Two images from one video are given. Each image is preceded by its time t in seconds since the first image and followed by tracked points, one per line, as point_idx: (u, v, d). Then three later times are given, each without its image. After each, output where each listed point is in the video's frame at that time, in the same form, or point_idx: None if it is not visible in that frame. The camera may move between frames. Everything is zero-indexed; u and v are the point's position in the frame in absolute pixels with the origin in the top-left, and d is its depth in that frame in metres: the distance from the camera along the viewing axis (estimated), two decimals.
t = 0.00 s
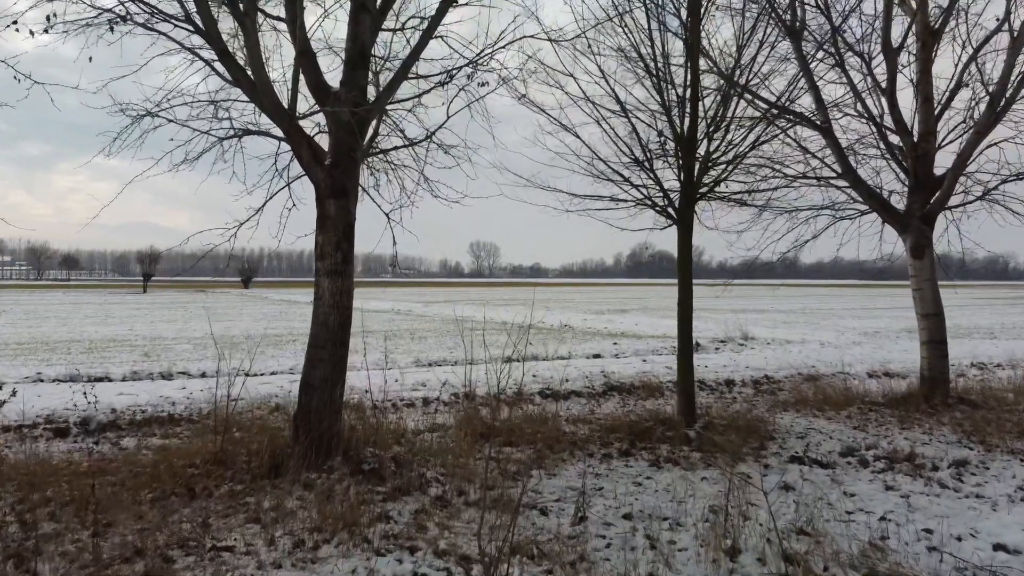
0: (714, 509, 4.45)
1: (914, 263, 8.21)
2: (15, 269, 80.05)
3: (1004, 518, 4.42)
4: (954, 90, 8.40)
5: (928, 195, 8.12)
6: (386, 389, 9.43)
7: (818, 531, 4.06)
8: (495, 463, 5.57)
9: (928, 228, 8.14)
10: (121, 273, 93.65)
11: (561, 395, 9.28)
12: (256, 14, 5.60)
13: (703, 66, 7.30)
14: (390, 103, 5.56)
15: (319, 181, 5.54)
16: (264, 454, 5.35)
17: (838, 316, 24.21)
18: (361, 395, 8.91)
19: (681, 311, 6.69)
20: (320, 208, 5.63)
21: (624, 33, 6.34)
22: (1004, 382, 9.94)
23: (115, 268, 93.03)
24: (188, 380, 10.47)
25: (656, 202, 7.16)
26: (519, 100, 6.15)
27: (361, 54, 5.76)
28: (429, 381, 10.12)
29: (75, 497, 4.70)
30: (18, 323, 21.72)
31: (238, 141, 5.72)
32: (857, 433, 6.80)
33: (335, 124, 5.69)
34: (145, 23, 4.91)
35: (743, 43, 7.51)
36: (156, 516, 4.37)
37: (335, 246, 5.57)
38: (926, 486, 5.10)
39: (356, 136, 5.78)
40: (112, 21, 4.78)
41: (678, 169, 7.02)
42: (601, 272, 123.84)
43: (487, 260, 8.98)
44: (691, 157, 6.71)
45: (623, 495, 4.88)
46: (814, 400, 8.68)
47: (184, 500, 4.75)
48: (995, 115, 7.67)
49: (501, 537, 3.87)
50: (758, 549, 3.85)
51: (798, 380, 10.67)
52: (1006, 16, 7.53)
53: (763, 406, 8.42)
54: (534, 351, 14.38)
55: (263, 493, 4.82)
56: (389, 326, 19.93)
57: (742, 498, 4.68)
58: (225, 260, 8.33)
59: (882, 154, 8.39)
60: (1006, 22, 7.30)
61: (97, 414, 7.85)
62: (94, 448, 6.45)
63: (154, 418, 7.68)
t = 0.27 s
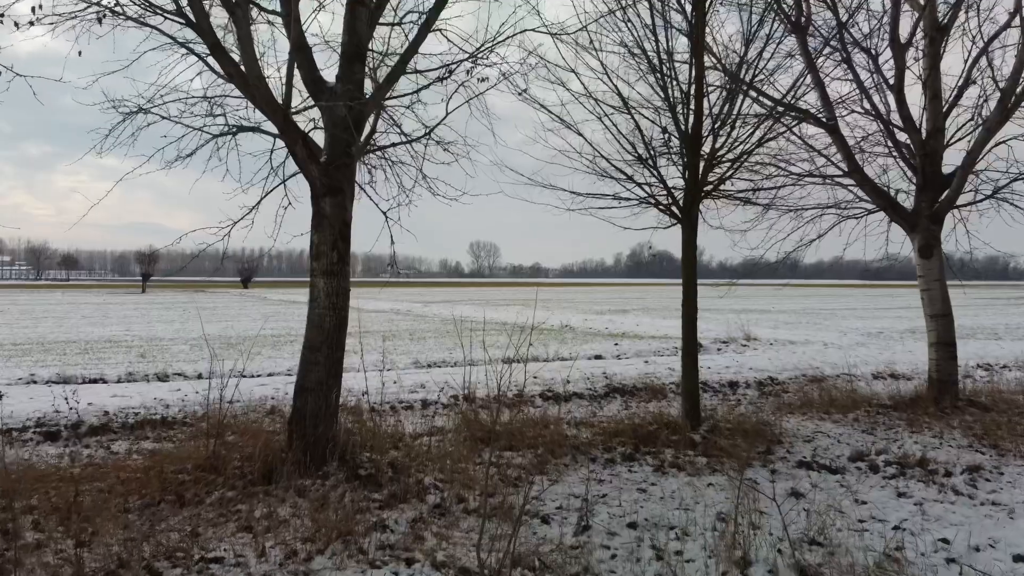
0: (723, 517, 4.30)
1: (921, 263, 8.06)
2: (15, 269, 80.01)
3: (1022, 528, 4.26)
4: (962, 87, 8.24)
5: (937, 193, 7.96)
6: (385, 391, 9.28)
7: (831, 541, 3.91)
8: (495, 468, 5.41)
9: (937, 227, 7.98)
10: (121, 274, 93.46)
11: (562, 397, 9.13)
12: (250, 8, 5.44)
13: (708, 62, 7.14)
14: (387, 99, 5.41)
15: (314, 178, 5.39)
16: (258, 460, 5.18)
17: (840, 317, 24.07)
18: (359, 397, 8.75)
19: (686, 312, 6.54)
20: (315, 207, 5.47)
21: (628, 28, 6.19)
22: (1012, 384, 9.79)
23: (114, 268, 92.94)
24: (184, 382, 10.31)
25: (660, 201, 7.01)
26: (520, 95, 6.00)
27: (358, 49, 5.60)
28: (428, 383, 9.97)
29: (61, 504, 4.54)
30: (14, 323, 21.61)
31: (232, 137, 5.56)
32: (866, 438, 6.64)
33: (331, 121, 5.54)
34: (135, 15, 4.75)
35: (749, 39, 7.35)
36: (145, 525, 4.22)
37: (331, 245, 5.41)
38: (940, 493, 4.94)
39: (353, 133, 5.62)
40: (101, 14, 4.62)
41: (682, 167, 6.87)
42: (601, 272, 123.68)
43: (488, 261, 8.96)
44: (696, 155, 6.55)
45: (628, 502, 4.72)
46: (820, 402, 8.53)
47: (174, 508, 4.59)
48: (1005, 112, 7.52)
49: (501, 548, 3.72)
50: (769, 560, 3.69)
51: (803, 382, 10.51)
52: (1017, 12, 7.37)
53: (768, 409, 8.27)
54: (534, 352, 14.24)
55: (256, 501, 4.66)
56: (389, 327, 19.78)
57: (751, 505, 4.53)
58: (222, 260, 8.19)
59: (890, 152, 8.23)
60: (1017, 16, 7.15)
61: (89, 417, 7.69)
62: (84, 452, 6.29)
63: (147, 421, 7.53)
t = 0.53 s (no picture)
0: (731, 526, 4.14)
1: (929, 263, 7.91)
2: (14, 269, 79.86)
3: None
4: (972, 83, 8.08)
5: (945, 191, 7.80)
6: (383, 394, 9.12)
7: (845, 552, 3.75)
8: (494, 474, 5.26)
9: (946, 226, 7.83)
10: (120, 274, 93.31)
11: (563, 399, 8.97)
12: (243, 1, 5.28)
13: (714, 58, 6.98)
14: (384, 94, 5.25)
15: (309, 176, 5.23)
16: (251, 466, 5.03)
17: (842, 317, 23.92)
18: (356, 399, 8.60)
19: (690, 313, 6.39)
20: (310, 205, 5.32)
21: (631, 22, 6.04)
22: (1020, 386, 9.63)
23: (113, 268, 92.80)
24: (179, 384, 10.16)
25: (664, 199, 6.86)
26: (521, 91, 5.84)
27: (354, 43, 5.45)
28: (427, 384, 9.81)
29: (47, 512, 4.39)
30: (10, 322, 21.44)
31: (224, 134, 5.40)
32: (874, 442, 6.49)
33: (326, 117, 5.38)
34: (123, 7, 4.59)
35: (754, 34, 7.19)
36: (131, 535, 4.06)
37: (326, 245, 5.26)
38: (954, 499, 4.79)
39: (349, 129, 5.47)
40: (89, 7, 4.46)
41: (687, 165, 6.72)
42: (601, 272, 123.52)
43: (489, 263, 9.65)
44: (701, 152, 6.40)
45: (632, 510, 4.57)
46: (826, 405, 8.37)
47: (163, 517, 4.44)
48: (1016, 109, 7.36)
49: (502, 560, 3.56)
50: (781, 573, 3.54)
51: (807, 384, 10.36)
52: None
53: (773, 412, 8.12)
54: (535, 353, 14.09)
55: (248, 509, 4.51)
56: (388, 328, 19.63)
57: (760, 514, 4.37)
58: (218, 260, 8.04)
59: (897, 150, 8.08)
60: None
61: (80, 420, 7.54)
62: (74, 457, 6.13)
63: (140, 425, 7.37)
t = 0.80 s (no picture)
0: (740, 537, 3.99)
1: (939, 263, 7.74)
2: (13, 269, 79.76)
3: None
4: (981, 80, 7.92)
5: (954, 190, 7.65)
6: (381, 396, 8.96)
7: (859, 565, 3.60)
8: (495, 480, 5.11)
9: (955, 225, 7.67)
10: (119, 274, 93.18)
11: (564, 402, 8.82)
12: None
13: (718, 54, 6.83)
14: (380, 88, 5.10)
15: (304, 172, 5.09)
16: (244, 472, 4.87)
17: (845, 317, 23.76)
18: (354, 402, 8.45)
19: (695, 314, 6.23)
20: (305, 203, 5.16)
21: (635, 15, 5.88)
22: None
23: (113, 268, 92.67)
24: (174, 386, 10.01)
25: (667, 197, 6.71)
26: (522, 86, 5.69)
27: (350, 36, 5.29)
28: (426, 386, 9.66)
29: (31, 521, 4.23)
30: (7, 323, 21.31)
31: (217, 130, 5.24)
32: (883, 446, 6.33)
33: (322, 112, 5.24)
34: None
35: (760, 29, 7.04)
36: (117, 546, 3.91)
37: (321, 243, 5.10)
38: (969, 507, 4.63)
39: (345, 125, 5.32)
40: None
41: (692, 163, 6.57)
42: (602, 272, 123.36)
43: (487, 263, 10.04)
44: (707, 149, 6.24)
45: (636, 518, 4.42)
46: (832, 407, 8.20)
47: (152, 526, 4.29)
48: None
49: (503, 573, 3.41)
50: None
51: (812, 386, 10.19)
52: None
53: (778, 415, 7.96)
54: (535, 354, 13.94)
55: (239, 518, 4.36)
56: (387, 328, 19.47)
57: (769, 523, 4.22)
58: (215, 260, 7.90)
59: (905, 148, 7.92)
60: None
61: (72, 423, 7.39)
62: (63, 462, 5.98)
63: (132, 428, 7.21)
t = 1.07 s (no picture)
0: (751, 548, 3.83)
1: (948, 263, 7.59)
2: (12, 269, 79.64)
3: None
4: (992, 76, 7.76)
5: (964, 188, 7.49)
6: (379, 398, 8.80)
7: None
8: (495, 487, 4.95)
9: (964, 225, 7.51)
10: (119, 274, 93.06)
11: (565, 404, 8.66)
12: None
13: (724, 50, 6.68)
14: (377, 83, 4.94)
15: (298, 170, 4.94)
16: (236, 479, 4.72)
17: (847, 317, 23.61)
18: (351, 404, 8.29)
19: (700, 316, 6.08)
20: (299, 201, 5.01)
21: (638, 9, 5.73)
22: None
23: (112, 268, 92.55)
24: (169, 388, 9.85)
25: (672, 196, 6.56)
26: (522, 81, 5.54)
27: (346, 30, 5.14)
28: (425, 388, 9.50)
29: (14, 531, 4.07)
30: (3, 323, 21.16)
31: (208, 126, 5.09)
32: (894, 451, 6.17)
33: (317, 107, 5.08)
34: None
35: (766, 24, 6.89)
36: (102, 559, 3.75)
37: (316, 243, 4.95)
38: (986, 516, 4.48)
39: (341, 121, 5.17)
40: None
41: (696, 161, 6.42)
42: (602, 272, 123.18)
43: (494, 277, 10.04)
44: (712, 146, 6.08)
45: (642, 527, 4.26)
46: (839, 410, 8.04)
47: (139, 536, 4.13)
48: None
49: None
50: None
51: (817, 388, 10.03)
52: None
53: (784, 418, 7.81)
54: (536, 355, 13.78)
55: (231, 527, 4.20)
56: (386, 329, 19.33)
57: (781, 533, 4.06)
58: (210, 260, 7.75)
59: (914, 146, 7.76)
60: None
61: (62, 427, 7.23)
62: (52, 467, 5.82)
63: (125, 432, 7.06)
